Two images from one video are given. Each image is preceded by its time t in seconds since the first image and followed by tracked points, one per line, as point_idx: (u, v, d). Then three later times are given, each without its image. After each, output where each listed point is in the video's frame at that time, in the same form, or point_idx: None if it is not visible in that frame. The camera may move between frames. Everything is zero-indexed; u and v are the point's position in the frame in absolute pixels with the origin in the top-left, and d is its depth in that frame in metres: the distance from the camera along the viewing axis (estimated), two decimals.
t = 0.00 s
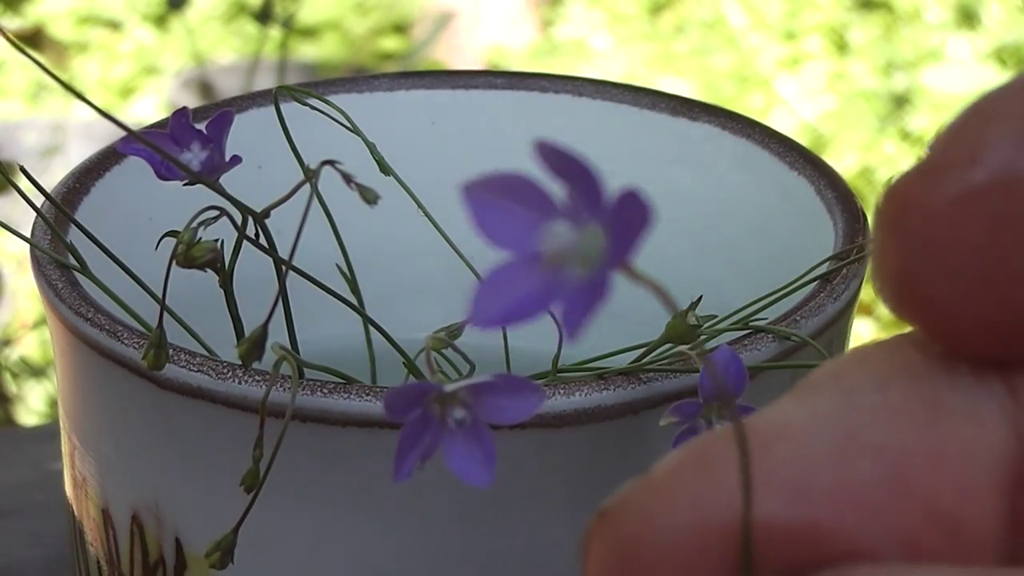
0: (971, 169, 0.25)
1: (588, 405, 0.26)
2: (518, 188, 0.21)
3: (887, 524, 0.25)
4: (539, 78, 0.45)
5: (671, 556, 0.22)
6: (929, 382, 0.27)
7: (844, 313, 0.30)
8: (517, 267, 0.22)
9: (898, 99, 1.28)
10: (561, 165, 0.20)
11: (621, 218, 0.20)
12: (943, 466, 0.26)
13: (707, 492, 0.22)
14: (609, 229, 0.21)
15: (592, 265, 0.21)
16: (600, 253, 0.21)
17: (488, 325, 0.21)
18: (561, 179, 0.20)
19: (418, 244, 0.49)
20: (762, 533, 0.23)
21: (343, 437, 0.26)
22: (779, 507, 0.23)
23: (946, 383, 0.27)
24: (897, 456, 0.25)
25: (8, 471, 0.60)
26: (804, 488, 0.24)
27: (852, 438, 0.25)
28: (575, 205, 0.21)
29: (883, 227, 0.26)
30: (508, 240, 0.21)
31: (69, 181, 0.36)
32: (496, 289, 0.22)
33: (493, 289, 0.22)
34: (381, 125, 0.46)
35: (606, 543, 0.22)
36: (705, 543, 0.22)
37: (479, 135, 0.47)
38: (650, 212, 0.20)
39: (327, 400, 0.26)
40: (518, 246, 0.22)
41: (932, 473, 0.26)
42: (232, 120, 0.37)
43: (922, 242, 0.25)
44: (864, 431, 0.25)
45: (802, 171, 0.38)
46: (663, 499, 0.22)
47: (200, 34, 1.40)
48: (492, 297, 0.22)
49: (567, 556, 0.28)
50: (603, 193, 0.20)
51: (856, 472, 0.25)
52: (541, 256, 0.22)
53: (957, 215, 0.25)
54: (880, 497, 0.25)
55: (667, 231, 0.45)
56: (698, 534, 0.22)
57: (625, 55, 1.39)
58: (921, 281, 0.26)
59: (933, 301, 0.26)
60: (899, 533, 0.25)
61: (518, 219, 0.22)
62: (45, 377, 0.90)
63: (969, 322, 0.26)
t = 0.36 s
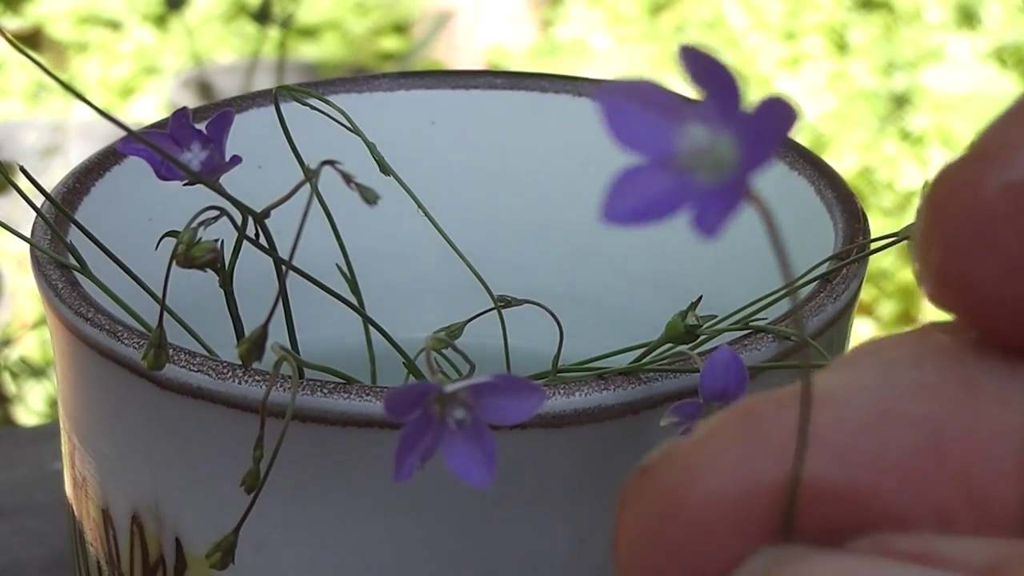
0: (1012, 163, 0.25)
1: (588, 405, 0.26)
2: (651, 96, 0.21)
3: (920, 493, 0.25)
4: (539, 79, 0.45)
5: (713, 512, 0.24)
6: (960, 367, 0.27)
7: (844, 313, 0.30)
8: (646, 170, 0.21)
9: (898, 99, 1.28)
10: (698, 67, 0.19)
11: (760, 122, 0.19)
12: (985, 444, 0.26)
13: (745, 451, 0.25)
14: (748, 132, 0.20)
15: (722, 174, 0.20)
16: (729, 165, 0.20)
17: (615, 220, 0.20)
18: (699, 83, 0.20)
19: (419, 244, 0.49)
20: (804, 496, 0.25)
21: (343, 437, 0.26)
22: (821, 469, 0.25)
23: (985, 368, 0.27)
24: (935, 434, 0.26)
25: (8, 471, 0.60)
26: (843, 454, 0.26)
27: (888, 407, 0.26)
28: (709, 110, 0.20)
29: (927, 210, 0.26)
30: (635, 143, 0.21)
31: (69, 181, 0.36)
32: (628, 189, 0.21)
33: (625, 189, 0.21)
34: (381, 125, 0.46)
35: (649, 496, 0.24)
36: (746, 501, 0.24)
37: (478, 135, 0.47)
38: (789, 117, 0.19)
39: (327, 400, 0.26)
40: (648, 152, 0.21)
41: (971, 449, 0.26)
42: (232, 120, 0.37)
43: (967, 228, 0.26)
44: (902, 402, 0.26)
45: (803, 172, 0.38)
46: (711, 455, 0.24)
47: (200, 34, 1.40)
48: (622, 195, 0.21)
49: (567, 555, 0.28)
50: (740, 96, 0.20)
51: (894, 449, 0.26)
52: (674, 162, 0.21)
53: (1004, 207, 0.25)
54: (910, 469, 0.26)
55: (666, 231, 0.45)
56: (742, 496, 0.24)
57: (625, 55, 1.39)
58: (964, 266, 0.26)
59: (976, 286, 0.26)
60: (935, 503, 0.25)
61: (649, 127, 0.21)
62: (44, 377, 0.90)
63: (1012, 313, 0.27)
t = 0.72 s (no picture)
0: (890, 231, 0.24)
1: (588, 405, 0.26)
2: (549, 269, 0.21)
3: (806, 566, 0.25)
4: (539, 78, 0.45)
5: None
6: (844, 429, 0.26)
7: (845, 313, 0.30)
8: (549, 344, 0.21)
9: (898, 99, 1.28)
10: (593, 241, 0.20)
11: (660, 286, 0.21)
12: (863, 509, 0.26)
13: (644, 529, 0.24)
14: (644, 303, 0.21)
15: (622, 339, 0.21)
16: (633, 330, 0.21)
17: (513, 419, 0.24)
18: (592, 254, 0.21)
19: (418, 244, 0.49)
20: None
21: (344, 436, 0.26)
22: (709, 546, 0.25)
23: (866, 431, 0.26)
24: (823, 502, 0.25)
25: (8, 471, 0.60)
26: (733, 532, 0.25)
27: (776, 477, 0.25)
28: (603, 276, 0.21)
29: (809, 287, 0.25)
30: (536, 316, 0.21)
31: (69, 181, 0.36)
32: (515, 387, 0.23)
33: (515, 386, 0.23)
34: (381, 125, 0.46)
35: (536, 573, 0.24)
36: None
37: (478, 135, 0.47)
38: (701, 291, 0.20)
39: (327, 400, 0.26)
40: (548, 326, 0.21)
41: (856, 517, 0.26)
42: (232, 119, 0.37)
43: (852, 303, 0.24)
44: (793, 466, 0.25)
45: (802, 172, 0.38)
46: (596, 531, 0.24)
47: (200, 34, 1.41)
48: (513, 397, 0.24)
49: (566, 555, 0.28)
50: (638, 266, 0.21)
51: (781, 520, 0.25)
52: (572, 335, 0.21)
53: (888, 277, 0.25)
54: (791, 544, 0.25)
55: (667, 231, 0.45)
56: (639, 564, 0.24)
57: (625, 55, 1.38)
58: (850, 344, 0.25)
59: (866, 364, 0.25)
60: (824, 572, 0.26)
61: (548, 302, 0.21)
62: (44, 377, 0.90)
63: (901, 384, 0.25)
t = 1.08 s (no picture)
0: (879, 216, 0.30)
1: (588, 405, 0.26)
2: (620, 268, 0.20)
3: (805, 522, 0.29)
4: (539, 78, 0.45)
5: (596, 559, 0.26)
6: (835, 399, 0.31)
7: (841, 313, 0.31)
8: (628, 340, 0.20)
9: (898, 99, 1.28)
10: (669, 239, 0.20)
11: (740, 284, 0.21)
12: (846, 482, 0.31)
13: (632, 498, 0.26)
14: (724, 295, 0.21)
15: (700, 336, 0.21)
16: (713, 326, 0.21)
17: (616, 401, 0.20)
18: (664, 249, 0.20)
19: (419, 244, 0.49)
20: (700, 529, 0.28)
21: (344, 437, 0.26)
22: (716, 507, 0.28)
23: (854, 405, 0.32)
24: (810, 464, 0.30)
25: (8, 471, 0.60)
26: (736, 494, 0.28)
27: (768, 448, 0.29)
28: (677, 273, 0.21)
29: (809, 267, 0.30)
30: (612, 316, 0.20)
31: (69, 181, 0.36)
32: (617, 364, 0.20)
33: (615, 364, 0.20)
34: (382, 126, 0.46)
35: (536, 534, 0.25)
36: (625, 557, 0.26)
37: (477, 135, 0.47)
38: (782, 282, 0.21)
39: (327, 400, 0.26)
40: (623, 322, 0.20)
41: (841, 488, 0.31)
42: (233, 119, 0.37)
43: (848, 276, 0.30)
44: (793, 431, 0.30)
45: (803, 171, 0.38)
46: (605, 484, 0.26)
47: (200, 33, 1.41)
48: (614, 372, 0.20)
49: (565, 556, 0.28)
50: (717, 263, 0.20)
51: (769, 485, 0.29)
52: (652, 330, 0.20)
53: (875, 255, 0.30)
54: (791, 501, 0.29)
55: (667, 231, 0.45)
56: (633, 526, 0.26)
57: (625, 55, 1.38)
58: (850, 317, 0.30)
59: (860, 335, 0.31)
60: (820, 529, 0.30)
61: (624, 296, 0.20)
62: (44, 377, 0.90)
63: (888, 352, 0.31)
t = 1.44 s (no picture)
0: (889, 192, 0.34)
1: (588, 405, 0.26)
2: (694, 207, 0.21)
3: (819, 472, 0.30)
4: (539, 79, 0.45)
5: (612, 502, 0.27)
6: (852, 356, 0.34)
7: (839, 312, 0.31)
8: (704, 276, 0.21)
9: (898, 99, 1.28)
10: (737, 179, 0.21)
11: (810, 216, 0.22)
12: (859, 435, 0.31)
13: (653, 442, 0.27)
14: (792, 233, 0.22)
15: (767, 270, 0.22)
16: (780, 261, 0.22)
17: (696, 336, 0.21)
18: (737, 189, 0.21)
19: (419, 243, 0.49)
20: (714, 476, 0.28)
21: (343, 437, 0.26)
22: (734, 454, 0.28)
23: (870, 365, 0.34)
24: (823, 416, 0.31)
25: (8, 471, 0.60)
26: (753, 443, 0.29)
27: (784, 398, 0.30)
28: (744, 212, 0.22)
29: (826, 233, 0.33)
30: (685, 255, 0.21)
31: (69, 182, 0.36)
32: (695, 301, 0.21)
33: (693, 301, 0.21)
34: (382, 126, 0.46)
35: (553, 480, 0.26)
36: (642, 497, 0.27)
37: (477, 135, 0.47)
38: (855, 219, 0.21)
39: (327, 400, 0.26)
40: (700, 260, 0.21)
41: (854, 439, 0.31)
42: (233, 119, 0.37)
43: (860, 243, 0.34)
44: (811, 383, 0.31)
45: (802, 172, 0.37)
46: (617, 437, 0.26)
47: (200, 33, 1.41)
48: (694, 308, 0.21)
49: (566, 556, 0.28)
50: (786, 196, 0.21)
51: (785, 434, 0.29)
52: (728, 266, 0.21)
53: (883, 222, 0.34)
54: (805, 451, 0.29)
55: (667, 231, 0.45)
56: (649, 471, 0.27)
57: (625, 55, 1.38)
58: (859, 283, 0.34)
59: (871, 300, 0.34)
60: (831, 480, 0.30)
61: (698, 237, 0.21)
62: (45, 377, 0.90)
63: (898, 319, 0.35)
